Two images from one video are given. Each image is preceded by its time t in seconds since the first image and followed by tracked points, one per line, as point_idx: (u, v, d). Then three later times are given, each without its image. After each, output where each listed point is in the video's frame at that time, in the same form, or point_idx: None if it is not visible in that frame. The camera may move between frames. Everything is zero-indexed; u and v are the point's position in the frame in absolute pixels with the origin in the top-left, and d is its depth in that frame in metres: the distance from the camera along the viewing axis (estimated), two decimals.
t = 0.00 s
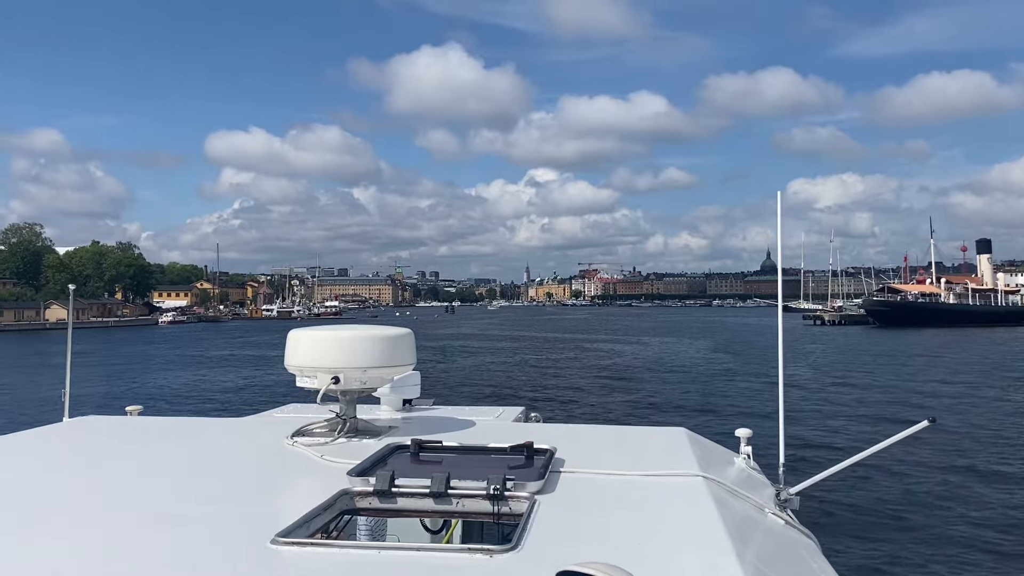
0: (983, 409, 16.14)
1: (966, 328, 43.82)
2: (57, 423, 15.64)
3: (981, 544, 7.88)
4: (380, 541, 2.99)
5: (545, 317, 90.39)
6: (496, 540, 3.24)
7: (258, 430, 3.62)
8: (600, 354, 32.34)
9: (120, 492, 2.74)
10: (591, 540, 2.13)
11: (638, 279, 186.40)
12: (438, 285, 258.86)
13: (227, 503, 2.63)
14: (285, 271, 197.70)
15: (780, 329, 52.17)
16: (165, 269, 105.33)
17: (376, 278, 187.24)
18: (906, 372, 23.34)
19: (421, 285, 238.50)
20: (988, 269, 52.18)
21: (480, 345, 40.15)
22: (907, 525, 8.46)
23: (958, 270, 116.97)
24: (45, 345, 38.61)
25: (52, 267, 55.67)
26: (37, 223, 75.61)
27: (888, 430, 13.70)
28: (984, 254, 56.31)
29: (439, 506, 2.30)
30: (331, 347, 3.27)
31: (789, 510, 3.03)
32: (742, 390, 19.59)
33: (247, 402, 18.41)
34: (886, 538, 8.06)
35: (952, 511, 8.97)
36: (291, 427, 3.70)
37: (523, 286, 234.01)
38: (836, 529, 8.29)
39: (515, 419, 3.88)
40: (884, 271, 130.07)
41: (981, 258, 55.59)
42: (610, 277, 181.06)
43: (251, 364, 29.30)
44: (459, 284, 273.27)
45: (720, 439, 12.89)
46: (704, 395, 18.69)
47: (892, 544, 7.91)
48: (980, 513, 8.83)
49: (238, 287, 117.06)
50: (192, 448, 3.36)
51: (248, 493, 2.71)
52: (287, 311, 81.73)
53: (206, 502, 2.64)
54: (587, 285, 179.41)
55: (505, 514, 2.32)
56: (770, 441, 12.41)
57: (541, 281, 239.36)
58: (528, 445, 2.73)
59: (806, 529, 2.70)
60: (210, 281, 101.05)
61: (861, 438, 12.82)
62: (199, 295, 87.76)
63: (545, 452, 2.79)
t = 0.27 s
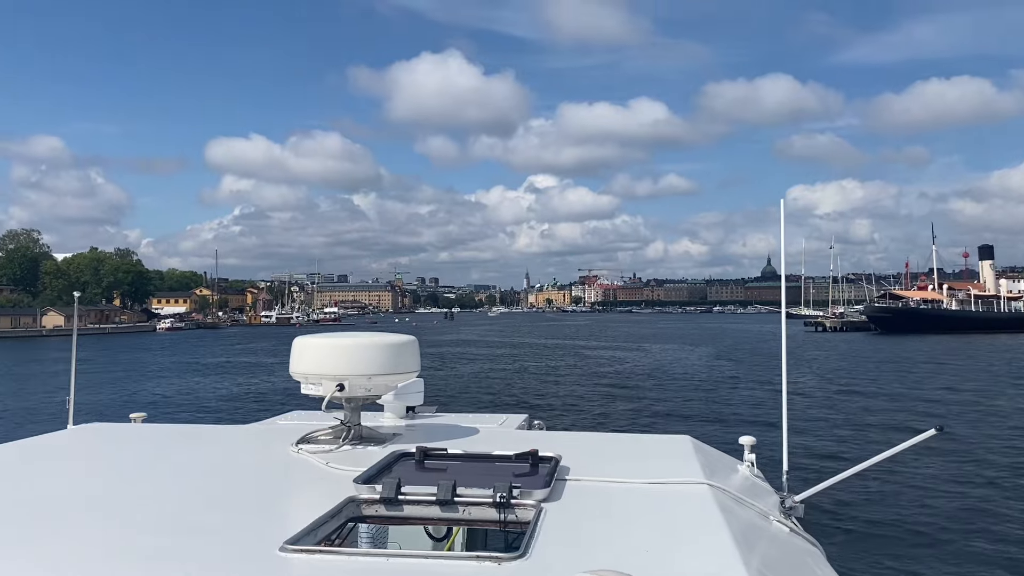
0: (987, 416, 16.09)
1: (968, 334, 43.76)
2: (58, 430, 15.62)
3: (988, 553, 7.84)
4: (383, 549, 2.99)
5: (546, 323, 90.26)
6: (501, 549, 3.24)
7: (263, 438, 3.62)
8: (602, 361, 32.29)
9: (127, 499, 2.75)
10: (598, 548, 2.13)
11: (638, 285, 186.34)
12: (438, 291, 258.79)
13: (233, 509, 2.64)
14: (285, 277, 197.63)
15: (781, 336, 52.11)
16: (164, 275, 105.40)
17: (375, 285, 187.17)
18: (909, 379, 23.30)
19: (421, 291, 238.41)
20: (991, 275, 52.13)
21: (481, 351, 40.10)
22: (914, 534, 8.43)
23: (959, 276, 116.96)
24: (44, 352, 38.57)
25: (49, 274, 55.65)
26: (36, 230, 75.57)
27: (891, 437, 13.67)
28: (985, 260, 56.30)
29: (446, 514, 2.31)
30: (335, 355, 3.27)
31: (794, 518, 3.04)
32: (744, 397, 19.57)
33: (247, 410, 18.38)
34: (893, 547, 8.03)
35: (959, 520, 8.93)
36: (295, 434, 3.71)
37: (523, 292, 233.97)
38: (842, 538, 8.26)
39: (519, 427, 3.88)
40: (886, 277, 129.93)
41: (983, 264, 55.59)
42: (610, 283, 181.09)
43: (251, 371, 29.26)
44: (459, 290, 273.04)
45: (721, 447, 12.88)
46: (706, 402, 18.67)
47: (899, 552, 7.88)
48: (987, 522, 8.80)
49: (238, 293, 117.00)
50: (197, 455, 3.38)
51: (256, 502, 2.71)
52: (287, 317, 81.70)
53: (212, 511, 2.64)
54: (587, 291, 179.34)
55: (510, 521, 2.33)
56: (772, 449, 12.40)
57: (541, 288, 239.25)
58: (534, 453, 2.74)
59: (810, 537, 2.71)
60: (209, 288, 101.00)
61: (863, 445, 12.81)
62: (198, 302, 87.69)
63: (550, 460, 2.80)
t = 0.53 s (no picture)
0: (991, 423, 16.07)
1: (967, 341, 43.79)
2: (54, 437, 15.53)
3: (999, 560, 7.80)
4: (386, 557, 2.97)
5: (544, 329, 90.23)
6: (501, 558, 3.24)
7: (266, 445, 3.61)
8: (601, 368, 32.22)
9: (132, 506, 2.75)
10: (605, 556, 2.13)
11: (636, 291, 186.44)
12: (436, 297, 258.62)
13: (239, 516, 2.64)
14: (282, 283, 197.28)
15: (780, 343, 52.10)
16: (160, 280, 105.06)
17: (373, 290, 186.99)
18: (909, 386, 23.29)
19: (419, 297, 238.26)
20: (990, 282, 52.22)
21: (480, 358, 40.02)
22: (924, 542, 8.39)
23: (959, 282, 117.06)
24: (40, 358, 38.41)
25: (43, 278, 55.40)
26: (30, 234, 75.26)
27: (896, 444, 13.65)
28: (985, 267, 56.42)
29: (453, 523, 2.30)
30: (340, 361, 3.27)
31: (800, 526, 3.03)
32: (744, 404, 19.54)
33: (244, 416, 18.30)
34: (904, 556, 7.97)
35: (968, 527, 8.90)
36: (299, 441, 3.70)
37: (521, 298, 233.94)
38: (854, 546, 8.21)
39: (523, 434, 3.87)
40: (883, 284, 130.11)
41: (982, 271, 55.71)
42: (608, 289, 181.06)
43: (248, 377, 29.15)
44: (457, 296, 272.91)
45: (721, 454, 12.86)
46: (706, 409, 18.65)
47: (911, 561, 7.83)
48: (996, 529, 8.76)
49: (235, 299, 116.72)
50: (201, 461, 3.36)
51: (261, 509, 2.71)
52: (284, 323, 81.53)
53: (218, 518, 2.63)
54: (585, 297, 179.37)
55: (519, 529, 2.32)
56: (772, 456, 12.38)
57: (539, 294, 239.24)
58: (540, 460, 2.73)
59: (818, 545, 2.70)
60: (205, 293, 100.68)
61: (863, 452, 12.80)
62: (194, 307, 87.46)
63: (557, 467, 2.79)
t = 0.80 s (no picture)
0: (990, 429, 16.10)
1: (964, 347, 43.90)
2: (48, 439, 15.43)
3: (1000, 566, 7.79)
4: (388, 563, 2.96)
5: (540, 332, 90.23)
6: (504, 564, 3.23)
7: (269, 448, 3.61)
8: (598, 372, 32.17)
9: (137, 511, 2.73)
10: (615, 561, 2.12)
11: (632, 295, 186.63)
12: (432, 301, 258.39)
13: (245, 522, 2.62)
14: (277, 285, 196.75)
15: (776, 347, 52.13)
16: (154, 282, 104.76)
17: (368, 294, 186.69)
18: (907, 391, 23.34)
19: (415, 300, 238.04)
20: (986, 287, 52.39)
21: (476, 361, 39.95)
22: (926, 548, 8.39)
23: (954, 288, 117.53)
24: (32, 360, 38.19)
25: (36, 280, 55.19)
26: (24, 236, 74.88)
27: (896, 449, 13.66)
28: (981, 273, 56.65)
29: (458, 528, 2.29)
30: (344, 366, 3.26)
31: (804, 532, 3.04)
32: (742, 409, 19.55)
33: (240, 420, 18.19)
34: (908, 562, 7.97)
35: (971, 533, 8.90)
36: (300, 445, 3.69)
37: (517, 301, 233.85)
38: (857, 552, 8.20)
39: (524, 439, 3.87)
40: (878, 289, 130.49)
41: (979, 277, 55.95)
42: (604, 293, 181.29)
43: (243, 381, 29.06)
44: (453, 300, 272.79)
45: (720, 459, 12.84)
46: (704, 414, 18.64)
47: (916, 567, 7.82)
48: (998, 535, 8.77)
49: (229, 301, 116.36)
50: (204, 466, 3.34)
51: (265, 514, 2.70)
52: (279, 326, 81.27)
53: (222, 523, 2.62)
54: (581, 301, 179.42)
55: (525, 535, 2.31)
56: (771, 461, 12.37)
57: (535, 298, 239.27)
58: (545, 466, 2.73)
59: (823, 551, 2.70)
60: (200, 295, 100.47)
61: (862, 457, 12.80)
62: (188, 309, 87.15)
63: (562, 472, 2.78)
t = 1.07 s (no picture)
0: (988, 434, 16.13)
1: (959, 350, 44.01)
2: (40, 441, 15.28)
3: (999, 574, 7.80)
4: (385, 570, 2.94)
5: (535, 334, 90.02)
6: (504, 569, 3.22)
7: (265, 452, 3.58)
8: (594, 375, 32.08)
9: (135, 514, 2.71)
10: (621, 569, 2.11)
11: (627, 297, 186.75)
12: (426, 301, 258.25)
13: (247, 526, 2.60)
14: (270, 285, 195.88)
15: (772, 350, 52.14)
16: (146, 281, 104.17)
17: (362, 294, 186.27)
18: (903, 395, 23.37)
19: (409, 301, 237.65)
20: (982, 291, 52.57)
21: (471, 363, 39.79)
22: (928, 556, 8.39)
23: (948, 292, 118.03)
24: (23, 360, 37.87)
25: (25, 279, 54.74)
26: (14, 235, 74.27)
27: (895, 454, 13.67)
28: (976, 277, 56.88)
29: (460, 535, 2.27)
30: (342, 369, 3.24)
31: (806, 538, 3.04)
32: (739, 412, 19.54)
33: (233, 422, 18.07)
34: (910, 569, 7.96)
35: (972, 541, 8.90)
36: (299, 449, 3.66)
37: (512, 303, 233.84)
38: (858, 560, 8.19)
39: (524, 443, 3.85)
40: (873, 292, 130.86)
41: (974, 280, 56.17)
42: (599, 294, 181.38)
43: (236, 382, 28.90)
44: (447, 301, 272.48)
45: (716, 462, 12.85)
46: (701, 418, 18.62)
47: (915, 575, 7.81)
48: (1000, 543, 8.77)
49: (222, 301, 115.77)
50: (201, 469, 3.32)
51: (264, 518, 2.67)
52: (272, 327, 80.89)
53: (219, 527, 2.60)
54: (576, 303, 179.50)
55: (528, 541, 2.30)
56: (768, 465, 12.38)
57: (529, 299, 239.28)
58: (545, 471, 2.72)
59: (825, 557, 2.69)
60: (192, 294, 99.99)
61: (859, 462, 12.82)
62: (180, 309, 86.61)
63: (563, 477, 2.78)
